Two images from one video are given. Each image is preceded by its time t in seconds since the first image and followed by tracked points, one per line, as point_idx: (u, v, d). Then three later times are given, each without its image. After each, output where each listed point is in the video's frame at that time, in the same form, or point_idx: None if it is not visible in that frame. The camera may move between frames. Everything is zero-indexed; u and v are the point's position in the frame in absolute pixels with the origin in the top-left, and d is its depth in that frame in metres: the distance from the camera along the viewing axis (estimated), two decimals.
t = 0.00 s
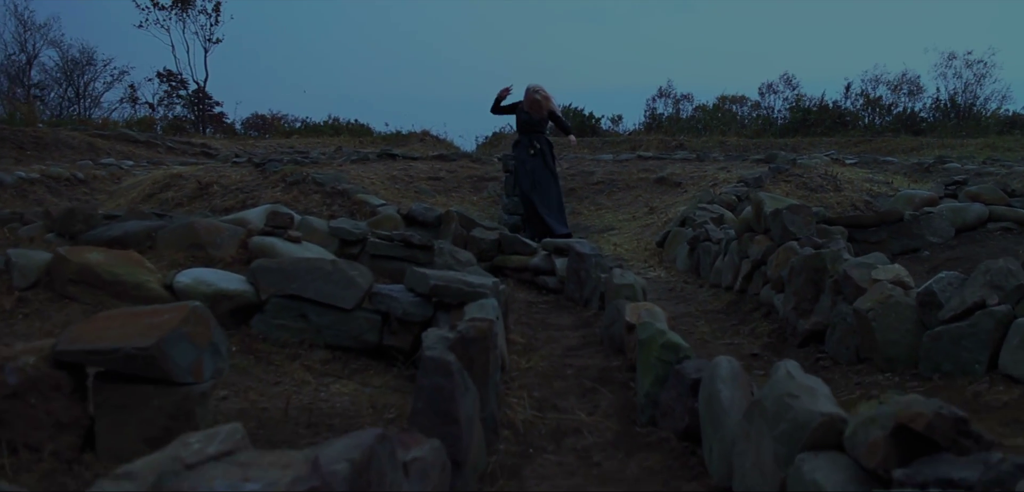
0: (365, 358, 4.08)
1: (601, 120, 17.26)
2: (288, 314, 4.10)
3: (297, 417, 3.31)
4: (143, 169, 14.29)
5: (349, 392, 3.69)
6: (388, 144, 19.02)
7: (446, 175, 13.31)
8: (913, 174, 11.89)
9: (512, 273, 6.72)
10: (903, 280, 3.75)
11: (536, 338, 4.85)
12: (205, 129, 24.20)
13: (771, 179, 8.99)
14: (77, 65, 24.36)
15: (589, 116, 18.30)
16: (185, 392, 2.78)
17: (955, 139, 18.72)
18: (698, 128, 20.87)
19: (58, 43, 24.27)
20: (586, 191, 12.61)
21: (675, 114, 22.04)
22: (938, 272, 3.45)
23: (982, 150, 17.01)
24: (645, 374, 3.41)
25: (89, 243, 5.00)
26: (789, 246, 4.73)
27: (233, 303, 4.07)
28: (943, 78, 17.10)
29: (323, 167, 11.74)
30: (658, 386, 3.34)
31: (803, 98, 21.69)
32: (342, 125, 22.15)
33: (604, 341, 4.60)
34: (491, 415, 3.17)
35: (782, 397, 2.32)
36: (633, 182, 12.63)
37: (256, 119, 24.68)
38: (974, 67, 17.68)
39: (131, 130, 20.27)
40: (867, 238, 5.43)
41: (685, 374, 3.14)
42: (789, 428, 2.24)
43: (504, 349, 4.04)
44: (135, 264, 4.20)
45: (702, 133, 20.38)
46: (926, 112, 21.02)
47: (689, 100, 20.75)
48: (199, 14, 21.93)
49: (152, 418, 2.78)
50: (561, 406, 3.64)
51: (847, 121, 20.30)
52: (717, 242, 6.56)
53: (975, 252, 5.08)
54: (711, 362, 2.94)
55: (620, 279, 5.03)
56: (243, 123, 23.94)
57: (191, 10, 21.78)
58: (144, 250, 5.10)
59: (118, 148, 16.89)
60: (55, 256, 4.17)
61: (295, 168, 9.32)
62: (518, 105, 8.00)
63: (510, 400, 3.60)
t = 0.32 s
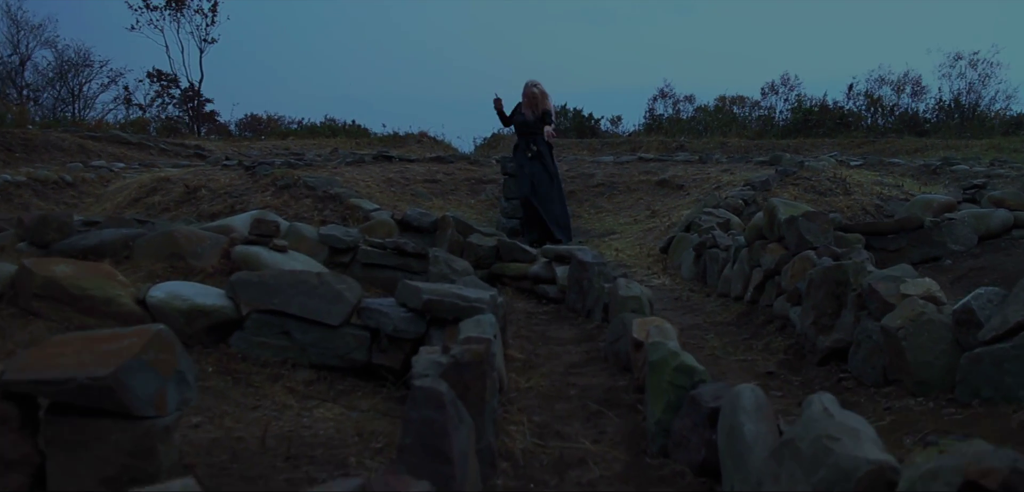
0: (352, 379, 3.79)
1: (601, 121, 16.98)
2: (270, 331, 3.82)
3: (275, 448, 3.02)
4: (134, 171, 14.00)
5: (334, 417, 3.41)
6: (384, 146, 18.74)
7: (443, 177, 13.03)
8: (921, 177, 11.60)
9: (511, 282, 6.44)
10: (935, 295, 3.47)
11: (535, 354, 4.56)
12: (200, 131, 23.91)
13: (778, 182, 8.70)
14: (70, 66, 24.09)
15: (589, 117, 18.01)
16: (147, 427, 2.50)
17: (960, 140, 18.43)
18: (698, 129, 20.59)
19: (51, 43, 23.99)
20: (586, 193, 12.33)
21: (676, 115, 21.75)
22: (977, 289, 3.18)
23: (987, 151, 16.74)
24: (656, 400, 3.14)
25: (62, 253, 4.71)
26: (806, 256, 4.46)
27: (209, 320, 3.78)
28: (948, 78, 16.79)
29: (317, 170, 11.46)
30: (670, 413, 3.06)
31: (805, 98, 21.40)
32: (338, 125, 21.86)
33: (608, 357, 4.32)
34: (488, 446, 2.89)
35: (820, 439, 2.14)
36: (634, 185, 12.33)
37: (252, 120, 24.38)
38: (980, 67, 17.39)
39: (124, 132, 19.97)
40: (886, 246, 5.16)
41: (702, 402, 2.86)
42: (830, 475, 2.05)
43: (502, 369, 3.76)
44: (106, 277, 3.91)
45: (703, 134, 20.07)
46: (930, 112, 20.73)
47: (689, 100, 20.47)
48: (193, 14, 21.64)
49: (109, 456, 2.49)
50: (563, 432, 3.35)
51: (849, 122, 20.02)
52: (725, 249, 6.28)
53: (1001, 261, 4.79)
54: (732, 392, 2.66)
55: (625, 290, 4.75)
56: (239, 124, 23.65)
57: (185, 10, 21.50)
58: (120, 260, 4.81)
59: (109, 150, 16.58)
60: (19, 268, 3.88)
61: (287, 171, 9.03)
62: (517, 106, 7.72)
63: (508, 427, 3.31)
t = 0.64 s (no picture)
0: (338, 401, 3.51)
1: (603, 122, 16.68)
2: (249, 351, 3.53)
3: (247, 483, 2.73)
4: (128, 174, 13.73)
5: (315, 445, 3.13)
6: (383, 147, 18.46)
7: (443, 179, 12.75)
8: (931, 179, 11.30)
9: (511, 290, 6.15)
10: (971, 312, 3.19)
11: (536, 371, 4.27)
12: (198, 132, 23.63)
13: (787, 185, 8.40)
14: (66, 67, 23.83)
15: (591, 118, 17.71)
16: (98, 469, 2.22)
17: (967, 141, 18.11)
18: (702, 130, 20.29)
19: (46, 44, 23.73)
20: (588, 196, 12.03)
21: (679, 115, 21.45)
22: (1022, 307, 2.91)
23: (996, 152, 16.44)
24: (667, 430, 2.85)
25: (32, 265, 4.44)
26: (825, 266, 4.16)
27: (183, 338, 3.50)
28: (956, 77, 16.48)
29: (314, 173, 11.19)
30: (684, 445, 2.77)
31: (809, 98, 21.09)
32: (338, 126, 21.57)
33: (614, 375, 4.03)
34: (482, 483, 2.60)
35: None
36: (637, 187, 12.03)
37: (250, 121, 24.10)
38: (988, 66, 17.08)
39: (120, 133, 19.70)
40: (907, 254, 4.85)
41: (719, 435, 2.57)
42: None
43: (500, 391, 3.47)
44: (72, 291, 3.62)
45: (707, 135, 19.76)
46: (936, 112, 20.41)
47: (692, 100, 20.17)
48: (190, 14, 21.37)
49: None
50: (566, 463, 3.06)
51: (855, 122, 19.71)
52: (735, 256, 5.99)
53: None
54: (757, 426, 2.39)
55: (632, 302, 4.45)
56: (237, 124, 23.38)
57: (182, 10, 21.24)
58: (94, 271, 4.54)
59: (104, 152, 16.32)
60: None
61: (280, 174, 8.74)
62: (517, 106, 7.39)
63: (505, 458, 3.02)
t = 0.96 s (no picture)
0: (323, 425, 3.24)
1: (610, 122, 16.40)
2: (226, 371, 3.26)
3: None
4: (126, 175, 13.48)
5: (297, 476, 2.86)
6: (387, 148, 18.19)
7: (446, 181, 12.47)
8: (946, 181, 10.98)
9: (514, 298, 5.88)
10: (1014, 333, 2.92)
11: (538, 389, 3.99)
12: (200, 133, 23.38)
13: (801, 188, 8.10)
14: (68, 67, 23.61)
15: (598, 118, 17.42)
16: None
17: (981, 141, 17.77)
18: (710, 130, 19.98)
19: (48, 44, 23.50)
20: (595, 198, 11.75)
21: (687, 115, 21.14)
22: None
23: (1011, 153, 16.11)
24: (682, 464, 2.59)
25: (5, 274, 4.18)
26: (848, 276, 3.88)
27: (154, 357, 3.23)
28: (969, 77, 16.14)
29: (314, 175, 10.92)
30: (703, 481, 2.51)
31: (819, 98, 20.76)
32: (341, 127, 21.30)
33: (622, 395, 3.75)
34: None
35: None
36: (645, 189, 11.74)
37: (253, 121, 23.85)
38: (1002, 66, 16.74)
39: (121, 134, 19.45)
40: (933, 263, 4.57)
41: (742, 474, 2.31)
42: None
43: (498, 416, 3.20)
44: (35, 305, 3.35)
45: (715, 136, 19.45)
46: (948, 112, 20.07)
47: (700, 100, 19.87)
48: (192, 13, 21.14)
49: None
50: None
51: (866, 122, 19.38)
52: (749, 263, 5.70)
53: None
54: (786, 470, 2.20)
55: (641, 315, 4.17)
56: (240, 125, 23.12)
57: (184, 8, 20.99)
58: (70, 280, 4.28)
59: (103, 153, 16.08)
60: None
61: (277, 177, 8.48)
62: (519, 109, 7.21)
63: None
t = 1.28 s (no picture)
0: (305, 454, 2.97)
1: (614, 123, 16.12)
2: (199, 395, 2.99)
3: None
4: (122, 177, 13.21)
5: None
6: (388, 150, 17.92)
7: (448, 183, 12.20)
8: (960, 183, 10.69)
9: (515, 308, 5.61)
10: None
11: (540, 410, 3.72)
12: (201, 134, 23.13)
13: (813, 191, 7.82)
14: (68, 67, 23.36)
15: (603, 119, 17.14)
16: None
17: (991, 143, 17.47)
18: (717, 131, 19.69)
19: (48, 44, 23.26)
20: (600, 201, 11.47)
21: (693, 116, 20.85)
22: None
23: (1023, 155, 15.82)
24: None
25: None
26: (873, 290, 3.61)
27: (120, 380, 2.96)
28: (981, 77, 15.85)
29: (312, 177, 10.65)
30: None
31: (826, 99, 20.46)
32: (343, 128, 21.04)
33: (630, 418, 3.48)
34: None
35: None
36: (651, 192, 11.47)
37: (255, 122, 23.59)
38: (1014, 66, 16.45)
39: (120, 135, 19.20)
40: (961, 274, 4.28)
41: None
42: None
43: (495, 444, 2.92)
44: None
45: (721, 136, 19.16)
46: (958, 113, 19.78)
47: (706, 100, 19.58)
48: (193, 13, 20.89)
49: None
50: None
51: (874, 123, 19.08)
52: (762, 271, 5.42)
53: None
54: None
55: (650, 330, 3.90)
56: (241, 126, 22.86)
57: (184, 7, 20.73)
58: (41, 292, 4.01)
59: (101, 154, 15.82)
60: None
61: (272, 179, 8.21)
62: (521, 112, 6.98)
63: None
